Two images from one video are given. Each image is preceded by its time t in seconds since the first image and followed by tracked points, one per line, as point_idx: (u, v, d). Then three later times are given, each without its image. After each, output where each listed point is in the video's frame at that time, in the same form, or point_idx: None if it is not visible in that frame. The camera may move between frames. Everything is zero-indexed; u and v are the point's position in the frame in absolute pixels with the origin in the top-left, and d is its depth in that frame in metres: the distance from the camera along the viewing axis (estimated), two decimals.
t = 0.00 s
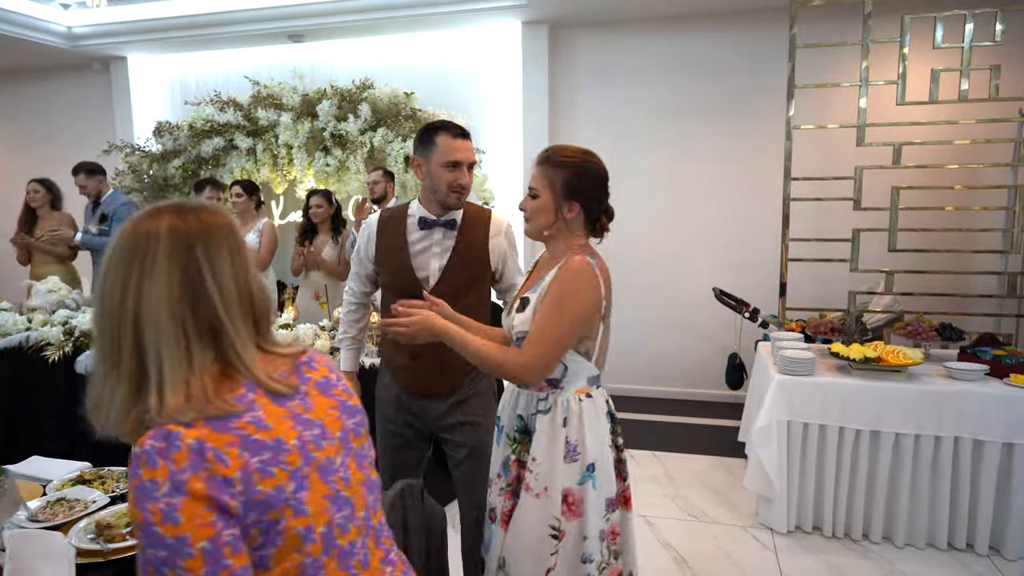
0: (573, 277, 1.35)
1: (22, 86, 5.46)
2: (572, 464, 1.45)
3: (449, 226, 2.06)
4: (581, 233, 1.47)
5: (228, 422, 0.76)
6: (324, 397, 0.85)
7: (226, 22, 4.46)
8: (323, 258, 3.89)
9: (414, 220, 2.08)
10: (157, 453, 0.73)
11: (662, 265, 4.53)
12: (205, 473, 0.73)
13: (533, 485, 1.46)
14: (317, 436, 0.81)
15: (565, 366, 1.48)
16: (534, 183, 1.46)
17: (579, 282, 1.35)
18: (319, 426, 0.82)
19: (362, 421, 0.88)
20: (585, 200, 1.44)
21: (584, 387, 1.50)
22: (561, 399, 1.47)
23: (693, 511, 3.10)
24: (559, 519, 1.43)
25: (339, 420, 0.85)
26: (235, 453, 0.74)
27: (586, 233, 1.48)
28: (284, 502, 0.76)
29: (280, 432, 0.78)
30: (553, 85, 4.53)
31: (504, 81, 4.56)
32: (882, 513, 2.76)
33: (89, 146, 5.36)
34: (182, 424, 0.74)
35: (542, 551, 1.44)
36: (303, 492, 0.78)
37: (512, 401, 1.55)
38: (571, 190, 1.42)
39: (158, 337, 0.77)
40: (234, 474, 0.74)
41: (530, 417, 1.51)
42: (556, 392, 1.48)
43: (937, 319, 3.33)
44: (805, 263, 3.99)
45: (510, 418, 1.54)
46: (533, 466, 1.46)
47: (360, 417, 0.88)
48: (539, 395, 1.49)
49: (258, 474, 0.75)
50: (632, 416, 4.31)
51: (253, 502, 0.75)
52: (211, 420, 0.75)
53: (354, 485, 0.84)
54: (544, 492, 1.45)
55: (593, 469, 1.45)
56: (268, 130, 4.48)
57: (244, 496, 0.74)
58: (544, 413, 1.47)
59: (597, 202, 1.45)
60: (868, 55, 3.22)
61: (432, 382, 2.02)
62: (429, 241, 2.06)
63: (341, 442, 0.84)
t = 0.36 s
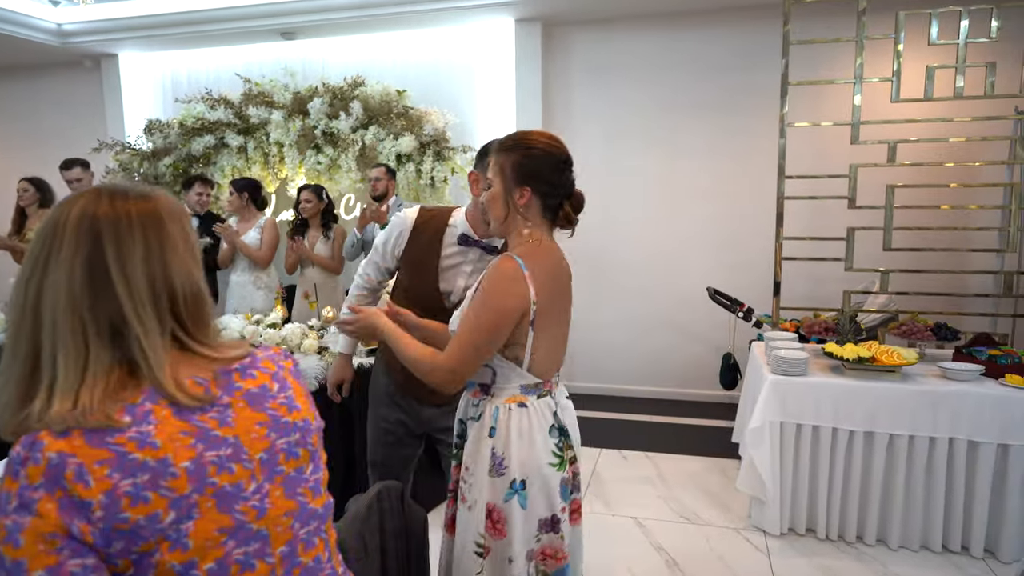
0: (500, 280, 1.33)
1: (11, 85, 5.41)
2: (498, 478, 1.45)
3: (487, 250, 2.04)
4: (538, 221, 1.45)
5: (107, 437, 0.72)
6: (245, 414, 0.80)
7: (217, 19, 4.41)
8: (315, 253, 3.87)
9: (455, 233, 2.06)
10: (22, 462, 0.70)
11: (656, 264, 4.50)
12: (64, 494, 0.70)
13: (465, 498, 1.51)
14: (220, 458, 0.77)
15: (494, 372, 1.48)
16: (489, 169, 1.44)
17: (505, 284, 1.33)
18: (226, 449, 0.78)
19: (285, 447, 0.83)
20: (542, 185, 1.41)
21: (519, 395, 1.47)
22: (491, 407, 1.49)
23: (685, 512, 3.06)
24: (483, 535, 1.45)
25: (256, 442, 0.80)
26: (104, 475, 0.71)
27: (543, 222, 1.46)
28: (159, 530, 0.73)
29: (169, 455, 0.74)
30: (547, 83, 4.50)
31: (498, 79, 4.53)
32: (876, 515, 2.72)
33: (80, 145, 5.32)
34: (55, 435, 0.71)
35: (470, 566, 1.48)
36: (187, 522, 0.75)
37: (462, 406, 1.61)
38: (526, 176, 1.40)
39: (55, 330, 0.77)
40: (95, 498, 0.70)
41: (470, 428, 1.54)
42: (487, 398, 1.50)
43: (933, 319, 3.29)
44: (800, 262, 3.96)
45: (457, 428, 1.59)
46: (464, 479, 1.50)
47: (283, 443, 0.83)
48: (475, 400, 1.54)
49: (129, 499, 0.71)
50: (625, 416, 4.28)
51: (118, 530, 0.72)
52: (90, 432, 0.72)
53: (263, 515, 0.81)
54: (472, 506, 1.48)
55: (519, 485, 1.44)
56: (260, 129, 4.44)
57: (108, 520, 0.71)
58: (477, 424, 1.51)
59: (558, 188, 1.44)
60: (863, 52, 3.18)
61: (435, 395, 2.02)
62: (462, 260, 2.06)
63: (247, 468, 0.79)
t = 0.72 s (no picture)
0: (468, 277, 1.31)
1: (5, 81, 5.34)
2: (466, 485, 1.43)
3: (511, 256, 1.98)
4: (523, 211, 1.43)
5: (125, 448, 0.71)
6: (277, 438, 0.79)
7: (213, 13, 4.34)
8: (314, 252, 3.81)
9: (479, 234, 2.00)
10: (32, 456, 0.71)
11: (659, 262, 4.43)
12: (62, 507, 0.70)
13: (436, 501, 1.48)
14: (238, 488, 0.76)
15: (468, 376, 1.46)
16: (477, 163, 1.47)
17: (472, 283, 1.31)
18: (248, 476, 0.76)
19: (308, 483, 0.81)
20: (523, 173, 1.40)
21: (492, 401, 1.45)
22: (465, 410, 1.46)
23: (690, 515, 3.00)
24: (449, 542, 1.43)
25: (283, 471, 0.79)
26: (111, 492, 0.70)
27: (529, 213, 1.43)
28: (157, 558, 0.73)
29: (184, 479, 0.73)
30: (547, 79, 4.44)
31: (498, 75, 4.47)
32: (885, 518, 2.66)
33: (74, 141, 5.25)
34: (77, 430, 0.71)
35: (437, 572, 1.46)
36: (190, 551, 0.74)
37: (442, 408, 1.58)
38: (505, 164, 1.40)
39: (106, 293, 0.75)
40: (96, 513, 0.70)
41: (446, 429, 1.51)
42: (460, 400, 1.48)
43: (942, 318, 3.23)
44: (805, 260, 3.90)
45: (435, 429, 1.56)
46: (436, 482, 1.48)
47: (308, 477, 0.81)
48: (452, 402, 1.51)
49: (131, 522, 0.71)
50: (627, 417, 4.21)
51: (115, 550, 0.71)
52: (107, 437, 0.71)
53: (273, 552, 0.80)
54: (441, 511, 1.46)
55: (486, 496, 1.41)
56: (256, 124, 4.35)
57: (106, 540, 0.71)
58: (451, 425, 1.49)
59: (540, 176, 1.41)
60: (871, 45, 3.12)
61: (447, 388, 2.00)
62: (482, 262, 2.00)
63: (263, 499, 0.78)
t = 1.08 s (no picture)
0: (473, 288, 1.25)
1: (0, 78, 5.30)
2: (478, 488, 1.36)
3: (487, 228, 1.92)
4: (507, 209, 1.38)
5: (159, 438, 0.73)
6: (309, 437, 0.79)
7: (208, 11, 4.29)
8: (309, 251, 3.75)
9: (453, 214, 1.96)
10: (84, 425, 0.74)
11: (659, 262, 4.38)
12: (101, 482, 0.73)
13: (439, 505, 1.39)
14: (264, 485, 0.76)
15: (473, 383, 1.38)
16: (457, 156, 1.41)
17: (475, 297, 1.25)
18: (274, 475, 0.77)
19: (339, 486, 0.81)
20: (506, 168, 1.35)
21: (501, 402, 1.39)
22: (471, 414, 1.39)
23: (691, 519, 2.94)
24: (461, 547, 1.35)
25: (312, 472, 0.79)
26: (141, 477, 0.72)
27: (513, 210, 1.39)
28: (181, 544, 0.75)
29: (210, 473, 0.74)
30: (547, 77, 4.38)
31: (497, 72, 4.41)
32: (891, 523, 2.61)
33: (69, 139, 5.20)
34: (119, 413, 0.74)
35: None
36: (213, 542, 0.76)
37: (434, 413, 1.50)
38: (487, 160, 1.35)
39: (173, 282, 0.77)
40: (128, 496, 0.72)
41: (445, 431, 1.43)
42: (465, 407, 1.40)
43: (948, 318, 3.18)
44: (808, 260, 3.85)
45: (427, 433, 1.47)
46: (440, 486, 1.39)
47: (339, 481, 0.81)
48: (451, 408, 1.42)
49: (157, 508, 0.73)
50: (628, 419, 4.16)
51: (143, 531, 0.74)
52: (144, 424, 0.73)
53: (298, 549, 0.80)
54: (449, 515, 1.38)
55: (500, 496, 1.36)
56: (252, 123, 4.30)
57: (137, 519, 0.74)
58: (453, 429, 1.41)
59: (524, 172, 1.36)
60: (875, 41, 3.06)
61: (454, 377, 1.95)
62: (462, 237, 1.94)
63: (292, 500, 0.78)
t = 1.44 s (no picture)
0: (490, 268, 1.26)
1: None
2: (495, 474, 1.34)
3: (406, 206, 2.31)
4: (499, 212, 1.43)
5: (154, 428, 0.70)
6: (306, 437, 0.75)
7: (199, 8, 4.24)
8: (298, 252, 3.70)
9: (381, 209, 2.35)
10: (81, 411, 0.70)
11: (655, 261, 4.34)
12: (91, 469, 0.70)
13: (442, 505, 1.31)
14: (256, 484, 0.72)
15: (481, 366, 1.35)
16: (472, 141, 1.41)
17: (492, 276, 1.26)
18: (267, 474, 0.73)
19: (333, 489, 0.77)
20: (518, 180, 1.41)
21: (502, 386, 1.39)
22: (477, 402, 1.35)
23: (684, 522, 2.90)
24: (482, 535, 1.32)
25: (305, 473, 0.75)
26: (133, 467, 0.69)
27: (503, 215, 1.44)
28: (168, 539, 0.72)
29: (202, 469, 0.71)
30: (541, 75, 4.34)
31: (490, 70, 4.38)
32: (887, 526, 2.56)
33: (59, 138, 5.16)
34: (117, 398, 0.70)
35: None
36: (200, 538, 0.72)
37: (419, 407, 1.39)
38: (510, 163, 1.39)
39: (196, 262, 0.74)
40: (117, 486, 0.69)
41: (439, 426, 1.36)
42: (470, 396, 1.35)
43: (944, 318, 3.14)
44: (804, 259, 3.81)
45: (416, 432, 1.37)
46: (446, 484, 1.31)
47: (334, 484, 0.77)
48: (451, 401, 1.35)
49: (147, 500, 0.70)
50: (623, 420, 4.12)
51: (130, 522, 0.71)
52: (141, 413, 0.70)
53: (287, 551, 0.76)
54: (460, 510, 1.31)
55: (520, 477, 1.36)
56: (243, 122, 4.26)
57: (125, 509, 0.70)
58: (455, 421, 1.34)
59: (529, 190, 1.43)
60: (871, 38, 3.02)
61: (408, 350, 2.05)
62: (391, 224, 2.30)
63: (284, 501, 0.74)
